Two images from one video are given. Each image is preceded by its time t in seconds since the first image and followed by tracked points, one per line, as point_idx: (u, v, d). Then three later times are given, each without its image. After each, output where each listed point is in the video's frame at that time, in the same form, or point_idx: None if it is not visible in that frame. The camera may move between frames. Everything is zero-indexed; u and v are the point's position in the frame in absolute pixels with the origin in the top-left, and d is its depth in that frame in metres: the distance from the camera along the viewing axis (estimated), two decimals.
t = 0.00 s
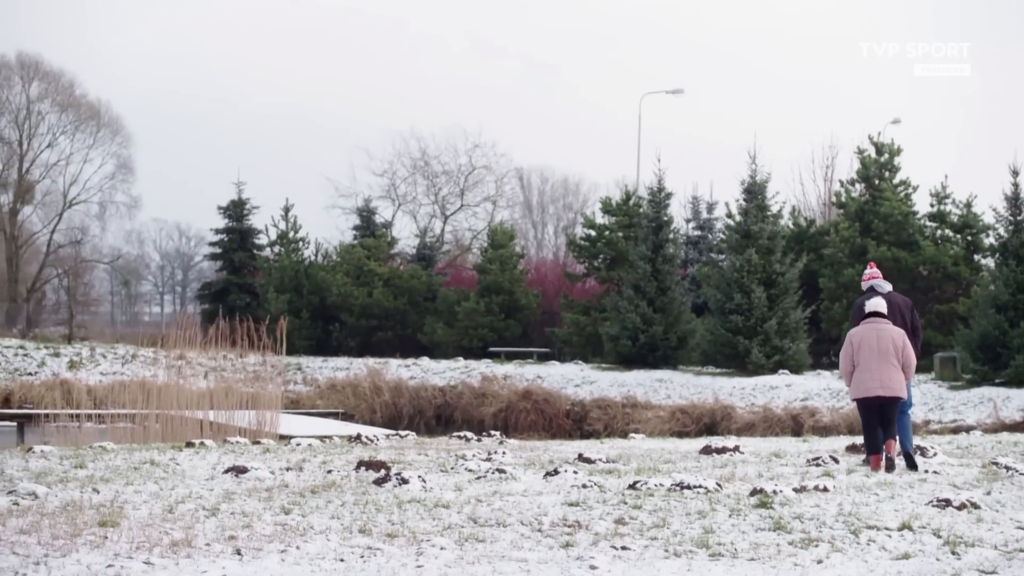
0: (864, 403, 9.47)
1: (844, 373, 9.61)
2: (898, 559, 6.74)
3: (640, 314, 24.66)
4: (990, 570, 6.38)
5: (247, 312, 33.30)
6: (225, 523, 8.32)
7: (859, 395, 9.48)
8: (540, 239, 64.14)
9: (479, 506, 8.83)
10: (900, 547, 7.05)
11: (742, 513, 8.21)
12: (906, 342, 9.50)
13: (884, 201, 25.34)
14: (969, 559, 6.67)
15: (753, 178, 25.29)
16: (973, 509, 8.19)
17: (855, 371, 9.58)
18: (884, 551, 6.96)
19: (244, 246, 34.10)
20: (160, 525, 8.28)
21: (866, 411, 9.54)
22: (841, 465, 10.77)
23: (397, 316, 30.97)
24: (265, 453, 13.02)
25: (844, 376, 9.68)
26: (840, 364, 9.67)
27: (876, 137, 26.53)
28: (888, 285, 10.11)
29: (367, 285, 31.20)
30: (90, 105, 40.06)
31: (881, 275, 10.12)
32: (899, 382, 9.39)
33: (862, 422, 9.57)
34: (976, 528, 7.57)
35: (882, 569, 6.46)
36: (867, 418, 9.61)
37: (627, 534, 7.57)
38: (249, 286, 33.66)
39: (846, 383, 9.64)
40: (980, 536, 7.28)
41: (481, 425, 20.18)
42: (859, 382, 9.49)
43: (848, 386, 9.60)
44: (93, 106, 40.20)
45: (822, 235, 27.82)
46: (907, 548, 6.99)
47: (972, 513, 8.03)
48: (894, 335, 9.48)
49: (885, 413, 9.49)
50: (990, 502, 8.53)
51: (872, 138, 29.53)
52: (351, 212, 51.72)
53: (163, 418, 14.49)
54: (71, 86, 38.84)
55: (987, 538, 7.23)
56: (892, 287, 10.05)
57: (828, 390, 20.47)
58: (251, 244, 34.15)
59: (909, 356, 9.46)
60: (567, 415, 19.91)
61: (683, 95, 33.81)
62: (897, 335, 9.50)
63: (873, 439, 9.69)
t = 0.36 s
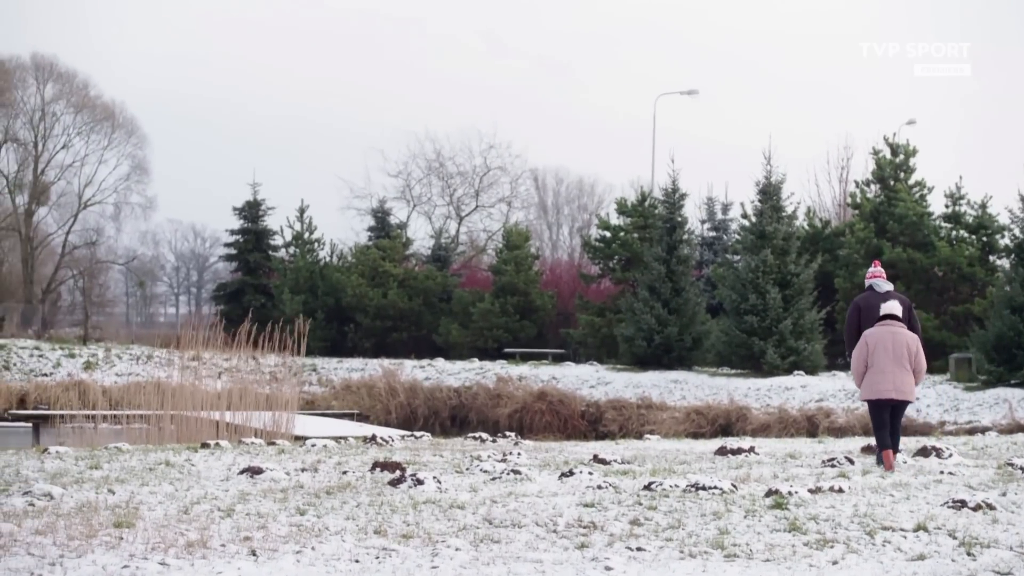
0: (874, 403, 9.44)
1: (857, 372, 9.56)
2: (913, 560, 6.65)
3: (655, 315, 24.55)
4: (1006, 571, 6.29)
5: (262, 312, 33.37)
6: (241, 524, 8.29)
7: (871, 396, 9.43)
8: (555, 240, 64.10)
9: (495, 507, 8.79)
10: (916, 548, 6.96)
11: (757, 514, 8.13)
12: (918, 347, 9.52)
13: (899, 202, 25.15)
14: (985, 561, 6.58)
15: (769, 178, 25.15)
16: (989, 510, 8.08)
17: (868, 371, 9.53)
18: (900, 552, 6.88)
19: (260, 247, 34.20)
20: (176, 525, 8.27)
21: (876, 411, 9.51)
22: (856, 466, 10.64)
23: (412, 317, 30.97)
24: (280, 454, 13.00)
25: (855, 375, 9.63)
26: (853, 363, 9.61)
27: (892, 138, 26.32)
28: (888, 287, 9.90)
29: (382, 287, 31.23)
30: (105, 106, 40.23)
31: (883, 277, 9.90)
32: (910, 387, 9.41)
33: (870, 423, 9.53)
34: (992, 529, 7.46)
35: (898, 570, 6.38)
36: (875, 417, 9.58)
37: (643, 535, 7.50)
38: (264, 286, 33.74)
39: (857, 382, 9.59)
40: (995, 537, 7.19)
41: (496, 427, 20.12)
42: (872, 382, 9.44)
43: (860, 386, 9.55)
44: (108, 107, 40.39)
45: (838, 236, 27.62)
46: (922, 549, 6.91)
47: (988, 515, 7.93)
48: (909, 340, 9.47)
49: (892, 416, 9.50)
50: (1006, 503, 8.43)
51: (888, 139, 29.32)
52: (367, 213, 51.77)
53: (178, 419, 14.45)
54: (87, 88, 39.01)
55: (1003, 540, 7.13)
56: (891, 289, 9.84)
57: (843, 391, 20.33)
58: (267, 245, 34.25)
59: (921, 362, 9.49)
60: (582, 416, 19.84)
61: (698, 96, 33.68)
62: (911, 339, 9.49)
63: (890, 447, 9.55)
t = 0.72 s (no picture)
0: (885, 400, 9.34)
1: (867, 370, 9.42)
2: (926, 561, 6.57)
3: (668, 316, 24.46)
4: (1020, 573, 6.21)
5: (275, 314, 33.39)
6: (253, 526, 8.26)
7: (882, 393, 9.34)
8: (568, 241, 64.05)
9: (507, 508, 8.74)
10: (928, 549, 6.88)
11: (770, 515, 8.06)
12: (928, 346, 9.45)
13: (912, 203, 24.98)
14: (999, 562, 6.50)
15: (782, 180, 25.02)
16: (1002, 512, 7.99)
17: (878, 368, 9.41)
18: (912, 553, 6.80)
19: (273, 248, 34.25)
20: (188, 527, 8.25)
21: (885, 408, 9.43)
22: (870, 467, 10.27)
23: (425, 318, 30.94)
24: (293, 456, 12.98)
25: (864, 372, 9.49)
26: (863, 360, 9.46)
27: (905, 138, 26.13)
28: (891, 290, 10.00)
29: (395, 288, 31.22)
30: (117, 108, 40.38)
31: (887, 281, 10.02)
32: (920, 385, 9.33)
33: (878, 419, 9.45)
34: (1006, 531, 7.37)
35: (911, 572, 6.30)
36: (881, 414, 9.52)
37: (655, 536, 7.44)
38: (277, 288, 33.77)
39: (866, 378, 9.47)
40: (1010, 539, 7.09)
41: (509, 428, 20.07)
42: (884, 379, 9.34)
43: (869, 382, 9.43)
44: (121, 109, 40.52)
45: (851, 237, 27.39)
46: (935, 550, 6.83)
47: (1001, 516, 7.83)
48: (921, 338, 9.38)
49: (900, 413, 9.42)
50: (1019, 505, 8.33)
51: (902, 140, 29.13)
52: (379, 215, 51.77)
53: (192, 421, 14.49)
54: (99, 89, 39.17)
55: (1017, 541, 7.04)
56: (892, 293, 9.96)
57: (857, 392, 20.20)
58: (279, 246, 34.29)
59: (930, 360, 9.43)
60: (595, 417, 19.78)
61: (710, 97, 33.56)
62: (923, 338, 9.41)
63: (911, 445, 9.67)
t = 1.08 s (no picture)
0: (890, 405, 9.39)
1: (869, 377, 9.47)
2: (940, 563, 6.49)
3: (680, 317, 24.37)
4: None
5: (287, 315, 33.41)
6: (267, 527, 8.24)
7: (886, 399, 9.38)
8: (580, 243, 63.98)
9: (520, 510, 8.69)
10: (942, 551, 6.80)
11: (782, 517, 7.99)
12: (928, 347, 9.48)
13: (924, 205, 24.78)
14: (1014, 564, 6.42)
15: (794, 182, 24.90)
16: (1016, 514, 7.89)
17: (879, 374, 9.46)
18: (925, 555, 6.73)
19: (285, 250, 34.29)
20: (201, 528, 8.23)
21: (890, 412, 9.47)
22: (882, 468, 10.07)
23: (438, 320, 30.92)
24: (305, 457, 12.96)
25: (867, 379, 9.54)
26: (864, 368, 9.52)
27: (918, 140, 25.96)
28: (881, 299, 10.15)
29: (407, 290, 31.22)
30: (130, 110, 40.58)
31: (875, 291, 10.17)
32: (924, 386, 9.35)
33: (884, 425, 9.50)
34: (1021, 533, 7.28)
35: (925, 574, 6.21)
36: (887, 419, 9.57)
37: (668, 538, 7.38)
38: (289, 289, 33.80)
39: (869, 385, 9.52)
40: None
41: (522, 430, 20.02)
42: (886, 385, 9.39)
43: (872, 389, 9.48)
44: (133, 111, 40.72)
45: (864, 239, 27.18)
46: (949, 552, 6.75)
47: (1015, 518, 7.74)
48: (919, 340, 9.42)
49: (906, 417, 9.46)
50: None
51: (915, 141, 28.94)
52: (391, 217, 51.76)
53: (205, 422, 14.53)
54: (112, 91, 39.37)
55: None
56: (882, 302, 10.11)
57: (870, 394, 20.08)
58: (292, 248, 34.34)
59: (932, 361, 9.45)
60: (607, 419, 19.71)
61: (722, 99, 33.46)
62: (921, 339, 9.45)
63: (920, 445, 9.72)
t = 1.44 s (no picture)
0: (895, 406, 9.56)
1: (876, 378, 9.63)
2: (954, 565, 6.41)
3: (695, 320, 24.28)
4: None
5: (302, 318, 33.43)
6: (281, 529, 8.21)
7: (891, 399, 9.56)
8: (595, 245, 63.90)
9: (535, 512, 8.64)
10: (956, 553, 6.72)
11: (797, 519, 7.91)
12: (934, 348, 9.64)
13: (939, 207, 24.55)
14: None
15: (809, 184, 24.76)
16: None
17: (886, 375, 9.63)
18: (940, 557, 6.64)
19: (300, 252, 34.36)
20: (216, 530, 8.21)
21: (895, 413, 9.65)
22: (897, 470, 9.94)
23: (453, 322, 30.89)
24: (320, 459, 12.92)
25: (873, 379, 9.71)
26: (871, 368, 9.67)
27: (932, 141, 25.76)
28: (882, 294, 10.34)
29: (422, 292, 31.19)
30: (144, 112, 40.80)
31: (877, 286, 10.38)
32: (928, 388, 9.54)
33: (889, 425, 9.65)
34: None
35: None
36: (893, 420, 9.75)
37: (682, 540, 7.32)
38: (304, 292, 33.82)
39: (875, 386, 9.68)
40: None
41: (536, 432, 19.97)
42: (892, 386, 9.56)
43: (878, 390, 9.65)
44: (148, 113, 40.93)
45: (878, 241, 27.00)
46: (963, 554, 6.67)
47: None
48: (925, 342, 9.58)
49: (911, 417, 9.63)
50: None
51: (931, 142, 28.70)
52: (406, 219, 51.75)
53: (219, 423, 14.53)
54: (127, 93, 39.61)
55: None
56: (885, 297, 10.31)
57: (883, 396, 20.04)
58: (306, 250, 34.38)
59: (937, 362, 9.62)
60: (622, 421, 19.62)
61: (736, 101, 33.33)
62: (927, 341, 9.62)
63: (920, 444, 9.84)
